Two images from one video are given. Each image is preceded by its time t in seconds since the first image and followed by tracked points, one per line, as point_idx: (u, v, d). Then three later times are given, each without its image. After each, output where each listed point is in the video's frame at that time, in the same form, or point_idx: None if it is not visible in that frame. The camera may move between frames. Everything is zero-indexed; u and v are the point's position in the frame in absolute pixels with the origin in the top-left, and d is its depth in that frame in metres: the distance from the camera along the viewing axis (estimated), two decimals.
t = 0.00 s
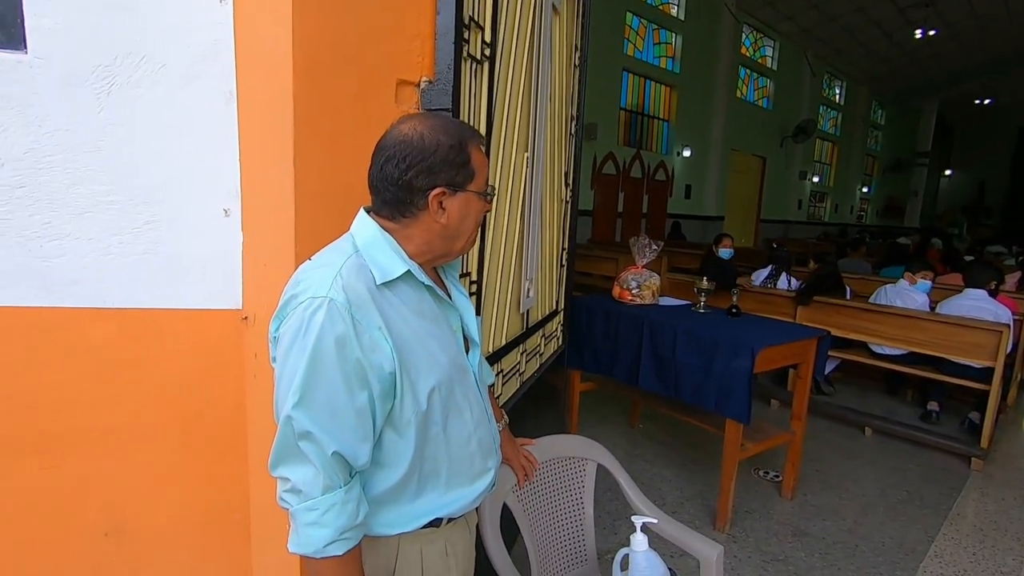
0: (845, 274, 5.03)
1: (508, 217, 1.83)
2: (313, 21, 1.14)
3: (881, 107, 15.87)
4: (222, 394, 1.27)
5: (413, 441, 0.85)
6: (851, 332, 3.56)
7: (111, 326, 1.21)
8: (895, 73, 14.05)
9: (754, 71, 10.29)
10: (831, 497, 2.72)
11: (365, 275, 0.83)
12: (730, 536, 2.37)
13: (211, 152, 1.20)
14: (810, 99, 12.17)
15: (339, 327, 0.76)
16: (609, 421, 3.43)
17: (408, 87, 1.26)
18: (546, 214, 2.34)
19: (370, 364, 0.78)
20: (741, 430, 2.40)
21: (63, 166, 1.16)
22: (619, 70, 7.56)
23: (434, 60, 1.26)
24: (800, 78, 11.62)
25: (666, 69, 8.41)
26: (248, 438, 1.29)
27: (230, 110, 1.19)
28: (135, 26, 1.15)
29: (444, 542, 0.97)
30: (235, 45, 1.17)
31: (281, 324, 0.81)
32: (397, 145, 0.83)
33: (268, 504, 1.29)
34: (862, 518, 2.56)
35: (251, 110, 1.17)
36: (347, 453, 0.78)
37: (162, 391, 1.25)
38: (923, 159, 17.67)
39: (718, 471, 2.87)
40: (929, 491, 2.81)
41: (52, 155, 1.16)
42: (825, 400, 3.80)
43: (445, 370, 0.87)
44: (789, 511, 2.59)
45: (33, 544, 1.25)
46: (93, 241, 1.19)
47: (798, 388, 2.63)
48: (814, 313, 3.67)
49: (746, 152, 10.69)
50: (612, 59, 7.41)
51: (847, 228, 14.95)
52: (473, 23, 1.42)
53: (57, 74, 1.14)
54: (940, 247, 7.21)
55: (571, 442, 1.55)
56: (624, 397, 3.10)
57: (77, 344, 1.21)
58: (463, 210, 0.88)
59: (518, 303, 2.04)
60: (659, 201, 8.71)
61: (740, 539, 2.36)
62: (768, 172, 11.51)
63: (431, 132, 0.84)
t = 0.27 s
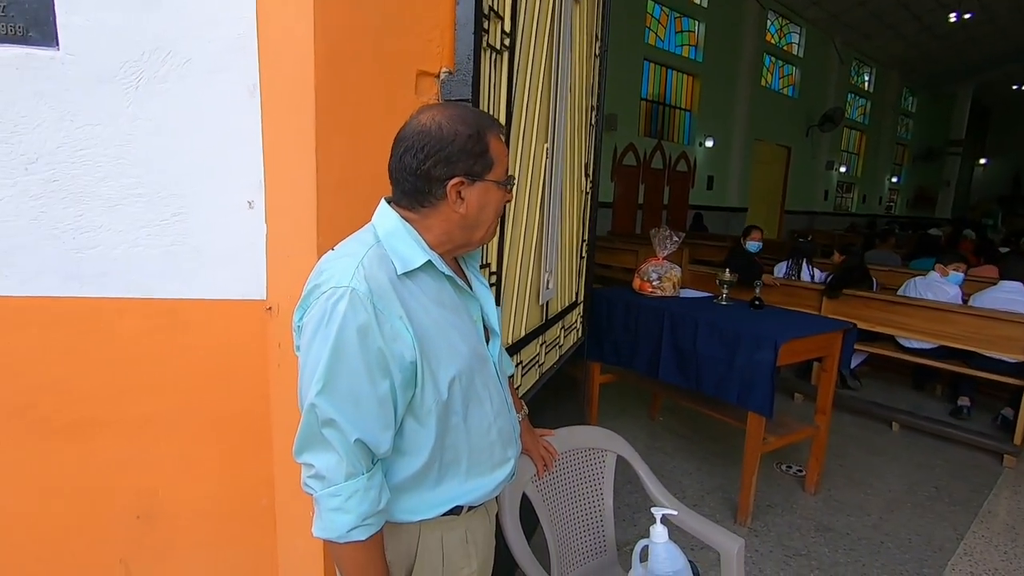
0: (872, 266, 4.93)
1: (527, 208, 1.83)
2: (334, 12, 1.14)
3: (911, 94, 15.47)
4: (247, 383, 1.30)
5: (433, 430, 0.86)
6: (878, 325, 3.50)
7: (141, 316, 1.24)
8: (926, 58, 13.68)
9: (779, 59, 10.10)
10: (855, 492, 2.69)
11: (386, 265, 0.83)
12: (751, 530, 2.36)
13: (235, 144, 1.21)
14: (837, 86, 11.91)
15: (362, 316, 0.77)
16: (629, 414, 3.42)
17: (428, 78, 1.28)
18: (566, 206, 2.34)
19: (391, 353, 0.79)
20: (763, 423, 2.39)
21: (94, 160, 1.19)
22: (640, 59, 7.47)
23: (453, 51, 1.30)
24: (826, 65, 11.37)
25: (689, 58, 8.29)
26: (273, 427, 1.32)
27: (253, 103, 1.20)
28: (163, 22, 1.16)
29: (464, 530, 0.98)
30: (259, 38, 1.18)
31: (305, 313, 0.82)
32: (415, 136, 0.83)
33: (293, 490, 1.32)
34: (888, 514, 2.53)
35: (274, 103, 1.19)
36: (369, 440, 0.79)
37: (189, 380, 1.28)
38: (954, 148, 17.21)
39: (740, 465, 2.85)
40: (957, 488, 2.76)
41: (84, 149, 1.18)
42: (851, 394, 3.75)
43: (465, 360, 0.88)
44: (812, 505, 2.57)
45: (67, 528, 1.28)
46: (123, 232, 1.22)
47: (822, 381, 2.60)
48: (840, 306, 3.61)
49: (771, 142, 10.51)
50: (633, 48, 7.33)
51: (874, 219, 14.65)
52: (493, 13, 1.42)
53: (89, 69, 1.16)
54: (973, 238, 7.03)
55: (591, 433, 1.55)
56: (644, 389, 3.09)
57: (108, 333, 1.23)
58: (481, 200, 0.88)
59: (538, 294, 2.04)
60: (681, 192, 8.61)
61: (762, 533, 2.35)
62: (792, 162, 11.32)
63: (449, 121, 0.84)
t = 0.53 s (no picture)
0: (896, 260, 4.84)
1: (544, 202, 1.83)
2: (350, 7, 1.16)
3: (940, 83, 15.10)
4: (268, 375, 1.32)
5: (449, 421, 0.87)
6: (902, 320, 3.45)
7: (164, 308, 1.27)
8: (955, 45, 13.34)
9: (802, 48, 9.93)
10: (876, 489, 2.66)
11: (402, 258, 0.84)
12: (769, 525, 2.35)
13: (256, 138, 1.23)
14: (863, 75, 11.67)
15: (378, 309, 0.78)
16: (646, 408, 3.42)
17: (445, 73, 1.28)
18: (584, 199, 2.33)
19: (408, 345, 0.80)
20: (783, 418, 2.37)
21: (120, 156, 1.21)
22: (659, 50, 7.40)
23: (471, 44, 1.29)
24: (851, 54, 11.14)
25: (709, 48, 8.19)
26: (293, 418, 1.34)
27: (273, 99, 1.22)
28: (185, 20, 1.18)
29: (480, 521, 1.00)
30: (277, 34, 1.19)
31: (324, 305, 0.84)
32: (426, 130, 0.85)
33: (313, 480, 1.34)
34: (910, 512, 2.50)
35: (293, 99, 1.20)
36: (387, 431, 0.80)
37: (212, 372, 1.31)
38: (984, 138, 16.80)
39: (758, 460, 2.83)
40: (982, 487, 2.72)
41: (110, 145, 1.21)
42: (874, 390, 3.70)
43: (481, 352, 0.89)
44: (832, 502, 2.54)
45: (96, 515, 1.32)
46: (148, 227, 1.25)
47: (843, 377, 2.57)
48: (863, 300, 3.56)
49: (793, 133, 10.35)
50: (652, 39, 7.26)
51: (899, 211, 14.38)
52: (510, 6, 1.42)
53: (114, 68, 1.18)
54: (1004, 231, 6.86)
55: (607, 426, 1.55)
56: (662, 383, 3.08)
57: (134, 325, 1.27)
58: (493, 192, 0.88)
59: (554, 288, 2.04)
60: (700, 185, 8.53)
61: (780, 528, 2.33)
62: (815, 153, 11.13)
63: (458, 115, 0.84)
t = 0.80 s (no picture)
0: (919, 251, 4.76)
1: (559, 191, 1.82)
2: None
3: (965, 70, 14.75)
4: (285, 363, 1.34)
5: (464, 406, 0.88)
6: (926, 312, 3.40)
7: (184, 297, 1.29)
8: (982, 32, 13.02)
9: (822, 36, 9.76)
10: (897, 483, 2.62)
11: (416, 243, 0.85)
12: (787, 518, 2.33)
13: (272, 128, 1.24)
14: (885, 63, 11.45)
15: (393, 293, 0.79)
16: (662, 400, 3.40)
17: (459, 61, 1.30)
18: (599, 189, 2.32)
19: (422, 329, 0.81)
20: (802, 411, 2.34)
21: (140, 147, 1.23)
22: (676, 40, 7.32)
23: (484, 32, 1.30)
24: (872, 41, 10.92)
25: (726, 37, 8.08)
26: (310, 406, 1.36)
27: (288, 89, 1.23)
28: (202, 12, 1.19)
29: (496, 507, 1.00)
30: (292, 24, 1.20)
31: (339, 291, 0.84)
32: (432, 116, 0.85)
33: (331, 468, 1.36)
34: (932, 506, 2.46)
35: (308, 89, 1.21)
36: (402, 415, 0.81)
37: (231, 360, 1.33)
38: (1011, 127, 16.41)
39: (776, 452, 2.81)
40: (1007, 482, 2.67)
41: (130, 137, 1.23)
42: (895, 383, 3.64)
43: (495, 338, 0.89)
44: (852, 496, 2.51)
45: (120, 500, 1.35)
46: (168, 217, 1.26)
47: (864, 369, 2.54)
48: (885, 292, 3.51)
49: (813, 123, 10.20)
50: (668, 28, 7.18)
51: (923, 202, 14.11)
52: None
53: (134, 61, 1.20)
54: None
55: (623, 416, 1.55)
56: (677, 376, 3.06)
57: (155, 314, 1.29)
58: (502, 177, 0.88)
59: (569, 278, 2.04)
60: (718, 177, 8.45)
61: (798, 521, 2.31)
62: (835, 143, 10.97)
63: (464, 100, 0.84)
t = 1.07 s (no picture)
0: (936, 242, 4.69)
1: (569, 184, 1.81)
2: None
3: (987, 57, 14.46)
4: (297, 355, 1.36)
5: (472, 398, 0.88)
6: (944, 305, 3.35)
7: (197, 290, 1.31)
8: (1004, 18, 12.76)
9: (838, 24, 9.62)
10: (912, 477, 2.60)
11: (424, 236, 0.85)
12: (800, 512, 2.32)
13: (282, 122, 1.25)
14: (903, 51, 11.26)
15: (400, 285, 0.79)
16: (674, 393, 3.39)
17: (468, 53, 1.29)
18: (609, 182, 2.31)
19: (430, 321, 0.81)
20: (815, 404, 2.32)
21: (153, 141, 1.25)
22: (688, 29, 7.25)
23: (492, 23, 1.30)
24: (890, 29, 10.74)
25: (740, 26, 7.98)
26: (323, 398, 1.37)
27: (298, 82, 1.23)
28: (211, 7, 1.20)
29: (505, 498, 1.01)
30: (301, 17, 1.20)
31: (348, 283, 0.85)
32: (435, 109, 0.86)
33: (343, 460, 1.37)
34: (948, 501, 2.44)
35: (317, 82, 1.22)
36: (411, 406, 0.81)
37: (243, 352, 1.34)
38: None
39: (788, 446, 2.79)
40: None
41: (143, 132, 1.24)
42: (911, 377, 3.60)
43: (503, 329, 0.89)
44: (866, 490, 2.50)
45: (137, 489, 1.37)
46: (180, 211, 1.28)
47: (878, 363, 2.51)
48: (900, 283, 3.47)
49: (829, 113, 10.07)
50: (680, 17, 7.11)
51: (941, 193, 13.90)
52: None
53: (145, 56, 1.21)
54: None
55: (633, 409, 1.55)
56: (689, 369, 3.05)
57: (169, 307, 1.30)
58: (506, 168, 0.88)
59: (580, 271, 2.04)
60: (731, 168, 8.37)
61: (811, 515, 2.30)
62: (851, 133, 10.82)
63: (466, 91, 0.85)
